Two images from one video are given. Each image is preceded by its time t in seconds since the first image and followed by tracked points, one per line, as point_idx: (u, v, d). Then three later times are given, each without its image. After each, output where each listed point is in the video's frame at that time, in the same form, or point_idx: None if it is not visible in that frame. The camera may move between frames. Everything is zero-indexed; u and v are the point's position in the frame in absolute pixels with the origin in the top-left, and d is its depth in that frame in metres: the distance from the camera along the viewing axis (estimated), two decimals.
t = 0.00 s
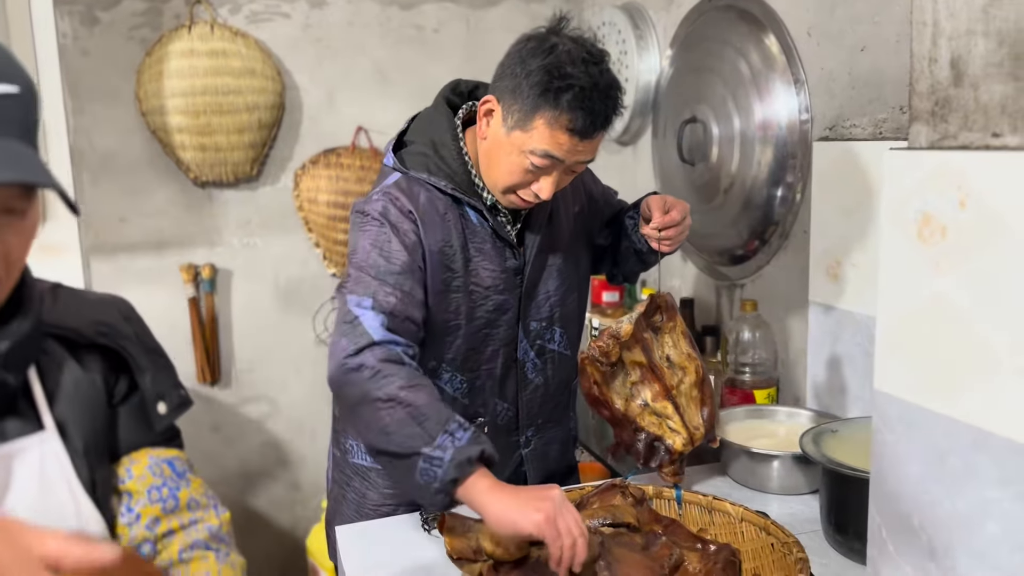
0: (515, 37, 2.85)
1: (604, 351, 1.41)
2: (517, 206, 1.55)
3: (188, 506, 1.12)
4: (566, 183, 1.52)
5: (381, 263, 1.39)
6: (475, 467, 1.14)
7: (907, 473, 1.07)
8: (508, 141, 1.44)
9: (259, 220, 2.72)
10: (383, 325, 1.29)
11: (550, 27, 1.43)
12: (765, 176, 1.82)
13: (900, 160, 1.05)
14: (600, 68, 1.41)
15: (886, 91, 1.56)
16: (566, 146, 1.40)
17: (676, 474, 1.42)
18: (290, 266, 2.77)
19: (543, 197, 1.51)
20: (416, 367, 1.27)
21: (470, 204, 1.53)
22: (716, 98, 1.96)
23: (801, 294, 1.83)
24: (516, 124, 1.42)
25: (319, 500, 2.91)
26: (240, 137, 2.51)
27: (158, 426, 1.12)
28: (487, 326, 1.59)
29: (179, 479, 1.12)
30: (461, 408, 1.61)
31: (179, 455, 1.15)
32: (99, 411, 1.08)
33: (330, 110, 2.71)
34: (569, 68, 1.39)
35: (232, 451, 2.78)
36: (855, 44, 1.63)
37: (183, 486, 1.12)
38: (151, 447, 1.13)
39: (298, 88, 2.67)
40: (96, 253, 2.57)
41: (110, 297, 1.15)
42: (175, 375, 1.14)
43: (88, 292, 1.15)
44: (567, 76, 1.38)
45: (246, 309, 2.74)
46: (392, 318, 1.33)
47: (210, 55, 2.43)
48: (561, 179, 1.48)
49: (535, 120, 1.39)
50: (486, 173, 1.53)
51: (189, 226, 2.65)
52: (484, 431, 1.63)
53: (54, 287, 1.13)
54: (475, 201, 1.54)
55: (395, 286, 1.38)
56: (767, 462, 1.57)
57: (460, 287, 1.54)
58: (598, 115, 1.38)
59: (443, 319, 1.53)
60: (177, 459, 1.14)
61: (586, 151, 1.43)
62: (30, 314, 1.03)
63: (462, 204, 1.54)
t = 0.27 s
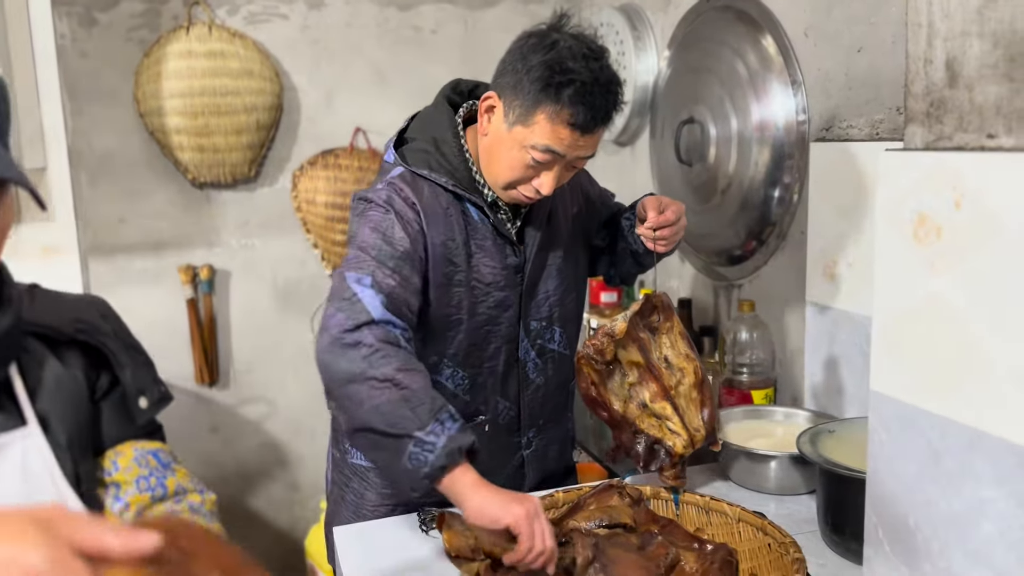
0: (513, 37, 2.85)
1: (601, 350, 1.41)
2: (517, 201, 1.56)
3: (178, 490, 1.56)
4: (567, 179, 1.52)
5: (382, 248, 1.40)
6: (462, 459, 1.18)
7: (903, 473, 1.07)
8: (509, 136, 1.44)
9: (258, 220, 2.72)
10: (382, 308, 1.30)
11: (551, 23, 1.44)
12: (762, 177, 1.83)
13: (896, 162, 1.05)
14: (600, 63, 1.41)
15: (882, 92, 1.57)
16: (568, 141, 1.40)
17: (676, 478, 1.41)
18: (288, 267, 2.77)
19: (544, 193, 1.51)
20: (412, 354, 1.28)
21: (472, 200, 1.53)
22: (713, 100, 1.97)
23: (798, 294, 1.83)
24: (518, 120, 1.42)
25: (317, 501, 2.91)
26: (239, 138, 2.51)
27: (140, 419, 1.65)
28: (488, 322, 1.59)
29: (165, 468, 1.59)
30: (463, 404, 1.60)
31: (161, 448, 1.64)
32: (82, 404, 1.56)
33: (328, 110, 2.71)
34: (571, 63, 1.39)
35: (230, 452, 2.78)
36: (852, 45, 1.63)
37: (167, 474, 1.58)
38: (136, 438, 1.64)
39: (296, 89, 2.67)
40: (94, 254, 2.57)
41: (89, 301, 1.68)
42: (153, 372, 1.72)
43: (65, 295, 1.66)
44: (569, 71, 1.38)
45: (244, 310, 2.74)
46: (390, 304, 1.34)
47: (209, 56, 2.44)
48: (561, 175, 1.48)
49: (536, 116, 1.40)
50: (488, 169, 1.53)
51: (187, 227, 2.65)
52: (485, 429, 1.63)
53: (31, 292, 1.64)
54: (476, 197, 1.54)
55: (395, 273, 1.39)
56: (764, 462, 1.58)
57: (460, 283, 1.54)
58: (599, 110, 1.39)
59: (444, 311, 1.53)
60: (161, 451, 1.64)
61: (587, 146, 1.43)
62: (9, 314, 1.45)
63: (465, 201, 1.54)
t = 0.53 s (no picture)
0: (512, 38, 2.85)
1: (598, 348, 1.42)
2: (522, 192, 1.56)
3: (170, 467, 1.95)
4: (571, 171, 1.52)
5: (372, 226, 1.39)
6: (458, 400, 1.15)
7: (901, 474, 1.07)
8: (515, 126, 1.44)
9: (256, 222, 2.72)
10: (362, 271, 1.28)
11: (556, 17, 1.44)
12: (761, 178, 1.83)
13: (893, 162, 1.05)
14: (604, 55, 1.42)
15: (880, 94, 1.57)
16: (572, 131, 1.40)
17: (673, 471, 1.42)
18: (287, 268, 2.77)
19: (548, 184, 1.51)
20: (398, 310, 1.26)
21: (472, 191, 1.54)
22: (711, 101, 1.97)
23: (796, 296, 1.83)
24: (522, 110, 1.42)
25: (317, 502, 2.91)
26: (237, 140, 2.51)
27: (129, 408, 1.95)
28: (487, 314, 1.59)
29: (157, 450, 1.95)
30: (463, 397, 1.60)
31: (151, 433, 1.97)
32: (70, 398, 1.83)
33: (327, 112, 2.72)
34: (576, 53, 1.39)
35: (229, 453, 2.78)
36: (850, 46, 1.63)
37: (159, 457, 1.94)
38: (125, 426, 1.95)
39: (295, 91, 2.67)
40: (93, 255, 2.57)
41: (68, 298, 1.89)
42: (136, 368, 1.94)
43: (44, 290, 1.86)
44: (574, 61, 1.38)
45: (243, 311, 2.74)
46: (375, 274, 1.32)
47: (207, 58, 2.44)
48: (566, 166, 1.48)
49: (541, 105, 1.39)
50: (492, 161, 1.53)
51: (185, 229, 2.66)
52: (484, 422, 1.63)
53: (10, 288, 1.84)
54: (477, 188, 1.55)
55: (385, 251, 1.38)
56: (762, 463, 1.58)
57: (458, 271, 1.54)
58: (604, 100, 1.39)
59: (442, 298, 1.53)
60: (150, 435, 1.96)
61: (591, 136, 1.43)
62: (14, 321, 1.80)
63: (465, 193, 1.55)
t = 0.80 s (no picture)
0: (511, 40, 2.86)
1: (595, 350, 1.41)
2: (524, 185, 1.56)
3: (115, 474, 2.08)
4: (572, 164, 1.52)
5: (382, 207, 1.40)
6: (460, 380, 1.14)
7: (900, 475, 1.07)
8: (518, 116, 1.44)
9: (256, 224, 2.72)
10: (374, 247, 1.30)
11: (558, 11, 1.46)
12: (760, 179, 1.83)
13: (891, 163, 1.05)
14: (605, 47, 1.43)
15: (879, 95, 1.57)
16: (575, 119, 1.40)
17: (670, 465, 1.43)
18: (287, 270, 2.77)
19: (551, 176, 1.50)
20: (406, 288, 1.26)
21: (475, 183, 1.55)
22: (710, 103, 1.97)
23: (796, 297, 1.83)
24: (526, 99, 1.42)
25: (316, 503, 2.91)
26: (237, 142, 2.51)
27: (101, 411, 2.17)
28: (489, 304, 1.59)
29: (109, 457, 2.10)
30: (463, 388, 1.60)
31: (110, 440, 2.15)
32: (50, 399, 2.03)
33: (327, 114, 2.72)
34: (579, 44, 1.41)
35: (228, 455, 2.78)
36: (849, 47, 1.63)
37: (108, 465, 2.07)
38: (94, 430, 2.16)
39: (294, 93, 2.67)
40: (93, 257, 2.57)
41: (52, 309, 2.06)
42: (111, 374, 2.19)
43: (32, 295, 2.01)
44: (577, 51, 1.40)
45: (243, 313, 2.74)
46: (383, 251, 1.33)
47: (207, 60, 2.44)
48: (568, 157, 1.48)
49: (545, 94, 1.40)
50: (495, 153, 1.53)
51: (185, 230, 2.66)
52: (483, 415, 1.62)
53: None
54: (480, 180, 1.56)
55: (393, 233, 1.38)
56: (762, 465, 1.58)
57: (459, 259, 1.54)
58: (606, 88, 1.40)
59: (446, 286, 1.53)
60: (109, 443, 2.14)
61: (593, 125, 1.43)
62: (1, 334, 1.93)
63: (467, 185, 1.55)
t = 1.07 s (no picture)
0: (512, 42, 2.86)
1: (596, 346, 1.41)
2: (521, 173, 1.56)
3: None
4: (565, 151, 1.53)
5: (397, 180, 1.41)
6: (521, 301, 1.15)
7: (900, 477, 1.07)
8: (510, 101, 1.46)
9: (256, 225, 2.72)
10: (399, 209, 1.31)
11: None
12: (761, 181, 1.83)
13: (892, 163, 1.05)
14: (593, 31, 1.46)
15: (879, 97, 1.57)
16: (565, 100, 1.41)
17: (671, 466, 1.40)
18: (287, 272, 2.77)
19: (545, 162, 1.51)
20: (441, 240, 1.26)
21: (473, 169, 1.55)
22: (711, 104, 1.97)
23: (796, 299, 1.83)
24: (518, 83, 1.44)
25: (317, 505, 2.91)
26: (237, 143, 2.51)
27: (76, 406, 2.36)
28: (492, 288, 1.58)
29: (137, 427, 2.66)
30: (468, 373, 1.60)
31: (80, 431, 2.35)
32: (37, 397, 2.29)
33: (327, 116, 2.72)
34: (565, 27, 1.43)
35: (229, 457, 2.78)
36: (849, 49, 1.63)
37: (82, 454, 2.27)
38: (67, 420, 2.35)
39: (294, 95, 2.67)
40: (93, 259, 2.57)
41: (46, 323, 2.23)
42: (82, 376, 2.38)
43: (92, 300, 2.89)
44: (564, 32, 1.42)
45: (243, 315, 2.74)
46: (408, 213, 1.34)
47: (207, 62, 2.44)
48: (560, 142, 1.49)
49: (534, 76, 1.42)
50: (491, 142, 1.55)
51: (185, 232, 2.66)
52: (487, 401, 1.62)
53: None
54: (478, 166, 1.56)
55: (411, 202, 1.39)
56: (763, 467, 1.57)
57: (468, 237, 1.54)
58: (594, 68, 1.41)
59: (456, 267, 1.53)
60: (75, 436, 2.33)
61: (583, 107, 1.44)
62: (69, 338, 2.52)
63: (467, 171, 1.56)
